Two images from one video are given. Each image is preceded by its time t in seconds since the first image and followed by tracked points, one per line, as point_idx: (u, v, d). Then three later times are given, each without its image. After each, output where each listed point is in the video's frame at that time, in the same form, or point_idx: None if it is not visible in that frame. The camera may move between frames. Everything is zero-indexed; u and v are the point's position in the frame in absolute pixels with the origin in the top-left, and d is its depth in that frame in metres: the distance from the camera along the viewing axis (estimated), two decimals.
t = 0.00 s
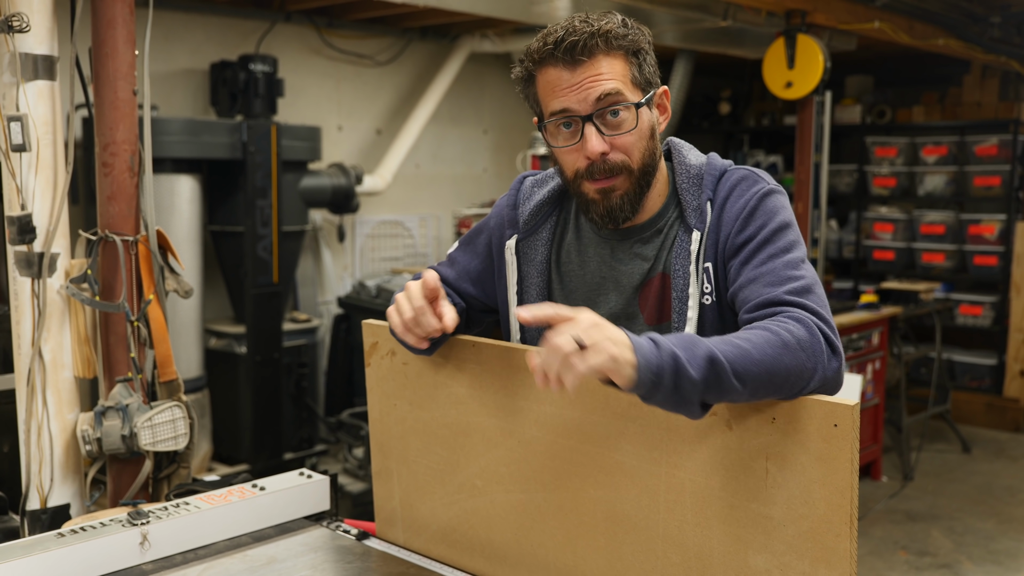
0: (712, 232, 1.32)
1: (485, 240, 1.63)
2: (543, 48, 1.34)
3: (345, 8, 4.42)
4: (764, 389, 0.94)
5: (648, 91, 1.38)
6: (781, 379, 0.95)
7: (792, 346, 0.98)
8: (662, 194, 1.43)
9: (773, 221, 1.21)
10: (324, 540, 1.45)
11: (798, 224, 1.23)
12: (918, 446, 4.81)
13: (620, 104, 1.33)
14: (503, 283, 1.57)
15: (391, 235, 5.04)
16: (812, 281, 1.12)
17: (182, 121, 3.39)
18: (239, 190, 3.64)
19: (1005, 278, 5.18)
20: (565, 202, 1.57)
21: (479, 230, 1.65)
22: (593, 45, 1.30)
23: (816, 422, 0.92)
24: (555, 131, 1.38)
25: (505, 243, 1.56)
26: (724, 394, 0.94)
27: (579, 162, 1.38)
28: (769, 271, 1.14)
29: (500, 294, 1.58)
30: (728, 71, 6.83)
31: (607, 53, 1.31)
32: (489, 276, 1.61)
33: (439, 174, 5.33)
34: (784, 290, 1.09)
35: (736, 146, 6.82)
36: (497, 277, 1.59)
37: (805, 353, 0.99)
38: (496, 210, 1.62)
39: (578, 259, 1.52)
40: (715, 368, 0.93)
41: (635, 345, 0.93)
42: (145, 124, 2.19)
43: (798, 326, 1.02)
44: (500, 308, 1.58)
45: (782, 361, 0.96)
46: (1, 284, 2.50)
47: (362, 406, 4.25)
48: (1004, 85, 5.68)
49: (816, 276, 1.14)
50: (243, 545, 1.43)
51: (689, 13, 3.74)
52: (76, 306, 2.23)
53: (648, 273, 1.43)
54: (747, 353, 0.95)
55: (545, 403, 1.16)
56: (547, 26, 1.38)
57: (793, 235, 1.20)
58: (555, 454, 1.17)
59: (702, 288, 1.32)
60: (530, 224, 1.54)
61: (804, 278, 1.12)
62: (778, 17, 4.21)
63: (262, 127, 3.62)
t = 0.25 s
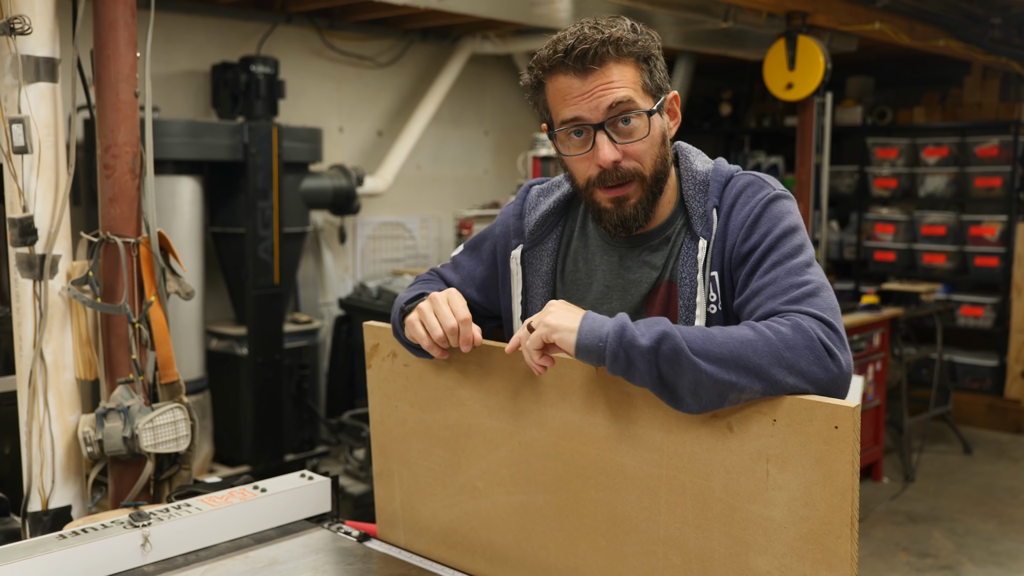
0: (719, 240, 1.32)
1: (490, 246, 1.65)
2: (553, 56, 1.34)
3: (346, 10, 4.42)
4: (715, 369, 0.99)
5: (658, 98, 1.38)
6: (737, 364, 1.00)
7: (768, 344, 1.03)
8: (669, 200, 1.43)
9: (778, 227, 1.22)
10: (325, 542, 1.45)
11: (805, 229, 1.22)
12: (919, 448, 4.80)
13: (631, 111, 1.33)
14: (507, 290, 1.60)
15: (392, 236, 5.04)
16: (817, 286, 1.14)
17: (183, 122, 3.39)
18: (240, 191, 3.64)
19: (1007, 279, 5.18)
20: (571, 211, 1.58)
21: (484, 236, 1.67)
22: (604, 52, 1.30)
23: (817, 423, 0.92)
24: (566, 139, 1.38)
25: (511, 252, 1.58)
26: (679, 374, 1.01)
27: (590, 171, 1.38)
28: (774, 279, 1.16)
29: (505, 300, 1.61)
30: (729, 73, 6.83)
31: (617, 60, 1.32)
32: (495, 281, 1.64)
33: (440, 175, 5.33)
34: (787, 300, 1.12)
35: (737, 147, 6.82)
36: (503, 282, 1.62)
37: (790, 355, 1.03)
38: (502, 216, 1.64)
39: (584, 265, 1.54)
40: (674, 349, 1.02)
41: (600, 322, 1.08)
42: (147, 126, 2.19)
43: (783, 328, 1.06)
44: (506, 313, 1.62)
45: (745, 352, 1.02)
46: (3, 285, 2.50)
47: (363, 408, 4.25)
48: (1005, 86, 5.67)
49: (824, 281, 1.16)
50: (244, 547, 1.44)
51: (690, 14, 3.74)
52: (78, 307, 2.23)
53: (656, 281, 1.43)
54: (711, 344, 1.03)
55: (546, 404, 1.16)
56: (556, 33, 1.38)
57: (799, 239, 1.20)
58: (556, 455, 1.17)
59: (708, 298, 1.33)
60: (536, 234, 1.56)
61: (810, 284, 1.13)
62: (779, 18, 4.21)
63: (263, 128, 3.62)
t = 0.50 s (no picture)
0: (724, 242, 1.33)
1: (490, 250, 1.65)
2: (557, 58, 1.34)
3: (346, 12, 4.42)
4: (735, 378, 0.97)
5: (662, 101, 1.38)
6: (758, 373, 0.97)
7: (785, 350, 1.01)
8: (674, 202, 1.44)
9: (784, 230, 1.22)
10: (325, 544, 1.45)
11: (810, 232, 1.23)
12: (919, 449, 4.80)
13: (636, 114, 1.33)
14: (507, 294, 1.60)
15: (392, 238, 5.04)
16: (825, 293, 1.13)
17: (183, 124, 3.40)
18: (241, 193, 3.64)
19: (1007, 281, 5.18)
20: (573, 214, 1.59)
21: (484, 239, 1.67)
22: (608, 55, 1.30)
23: (817, 426, 0.92)
24: (570, 141, 1.38)
25: (511, 256, 1.59)
26: (699, 384, 0.98)
27: (593, 173, 1.38)
28: (781, 284, 1.16)
29: (505, 303, 1.61)
30: (729, 74, 6.83)
31: (621, 63, 1.31)
32: (495, 285, 1.63)
33: (441, 177, 5.34)
34: (796, 305, 1.11)
35: (737, 149, 6.82)
36: (503, 287, 1.61)
37: (803, 367, 1.01)
38: (503, 221, 1.65)
39: (586, 269, 1.54)
40: (694, 356, 0.99)
41: (620, 327, 1.02)
42: (147, 128, 2.19)
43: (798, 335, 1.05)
44: (505, 317, 1.62)
45: (767, 360, 0.98)
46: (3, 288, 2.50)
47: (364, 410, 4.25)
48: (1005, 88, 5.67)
49: (831, 286, 1.15)
50: (244, 550, 1.44)
51: (689, 16, 3.75)
52: (78, 310, 2.23)
53: (659, 284, 1.44)
54: (732, 350, 1.00)
55: (546, 407, 1.16)
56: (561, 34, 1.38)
57: (805, 242, 1.21)
58: (557, 457, 1.17)
59: (713, 300, 1.32)
60: (537, 238, 1.57)
61: (818, 290, 1.13)
62: (778, 21, 4.22)
63: (263, 130, 3.62)
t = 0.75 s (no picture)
0: (729, 244, 1.33)
1: (496, 249, 1.65)
2: (548, 60, 1.36)
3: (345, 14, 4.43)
4: (741, 371, 0.97)
5: (656, 99, 1.38)
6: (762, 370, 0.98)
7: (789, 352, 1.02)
8: (675, 200, 1.45)
9: (790, 235, 1.22)
10: (326, 546, 1.45)
11: (816, 237, 1.23)
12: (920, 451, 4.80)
13: (624, 113, 1.33)
14: (514, 293, 1.59)
15: (392, 240, 5.04)
16: (830, 298, 1.14)
17: (183, 127, 3.40)
18: (241, 195, 3.65)
19: (1007, 282, 5.18)
20: (579, 214, 1.60)
21: (490, 241, 1.67)
22: (595, 55, 1.32)
23: (817, 428, 0.92)
24: (563, 142, 1.39)
25: (518, 254, 1.59)
26: (704, 375, 0.98)
27: (585, 172, 1.39)
28: (785, 287, 1.16)
29: (511, 302, 1.59)
30: (729, 76, 6.83)
31: (610, 63, 1.33)
32: (501, 288, 1.62)
33: (441, 179, 5.34)
34: (799, 308, 1.12)
35: (737, 151, 6.82)
36: (509, 287, 1.60)
37: (808, 365, 1.03)
38: (511, 220, 1.65)
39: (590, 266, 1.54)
40: (703, 349, 1.00)
41: (634, 311, 1.03)
42: (147, 131, 2.19)
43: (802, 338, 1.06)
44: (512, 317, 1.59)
45: (770, 360, 1.00)
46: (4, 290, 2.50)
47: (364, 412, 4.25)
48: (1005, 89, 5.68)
49: (835, 292, 1.16)
50: (245, 551, 1.44)
51: (689, 18, 3.75)
52: (79, 312, 2.23)
53: (660, 282, 1.44)
54: (738, 348, 1.01)
55: (546, 409, 1.17)
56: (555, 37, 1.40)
57: (811, 247, 1.21)
58: (558, 459, 1.17)
59: (717, 302, 1.33)
60: (544, 236, 1.57)
61: (823, 294, 1.13)
62: (778, 22, 4.22)
63: (264, 132, 3.62)
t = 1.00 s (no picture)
0: (737, 249, 1.33)
1: (511, 248, 1.64)
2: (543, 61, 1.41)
3: (347, 16, 4.43)
4: (747, 370, 0.97)
5: (650, 99, 1.39)
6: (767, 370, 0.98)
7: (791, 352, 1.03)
8: (677, 203, 1.46)
9: (798, 241, 1.22)
10: (327, 547, 1.45)
11: (823, 245, 1.23)
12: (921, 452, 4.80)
13: (612, 111, 1.35)
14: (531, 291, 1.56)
15: (393, 241, 5.04)
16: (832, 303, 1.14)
17: (185, 128, 3.40)
18: (242, 197, 3.65)
19: (1008, 283, 5.18)
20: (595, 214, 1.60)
21: (506, 239, 1.67)
22: (583, 56, 1.35)
23: (817, 429, 0.92)
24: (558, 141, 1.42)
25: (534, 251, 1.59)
26: (710, 372, 0.97)
27: (577, 170, 1.41)
28: (788, 290, 1.17)
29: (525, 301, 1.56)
30: (730, 77, 6.83)
31: (599, 63, 1.35)
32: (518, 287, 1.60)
33: (442, 180, 5.35)
34: (802, 311, 1.13)
35: (738, 152, 6.82)
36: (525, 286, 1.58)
37: (809, 368, 1.04)
38: (529, 218, 1.65)
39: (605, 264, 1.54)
40: (708, 344, 0.99)
41: (646, 299, 1.00)
42: (149, 132, 2.20)
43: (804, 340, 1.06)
44: (526, 317, 1.57)
45: (774, 358, 1.00)
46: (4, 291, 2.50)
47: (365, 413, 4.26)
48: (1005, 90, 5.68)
49: (837, 299, 1.17)
50: (246, 553, 1.44)
51: (689, 20, 3.76)
52: (81, 313, 2.23)
53: (665, 281, 1.46)
54: (742, 344, 1.00)
55: (548, 410, 1.17)
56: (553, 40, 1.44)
57: (818, 254, 1.21)
58: (559, 460, 1.17)
59: (723, 305, 1.33)
60: (560, 235, 1.58)
61: (825, 299, 1.14)
62: (779, 24, 4.22)
63: (265, 134, 3.63)
